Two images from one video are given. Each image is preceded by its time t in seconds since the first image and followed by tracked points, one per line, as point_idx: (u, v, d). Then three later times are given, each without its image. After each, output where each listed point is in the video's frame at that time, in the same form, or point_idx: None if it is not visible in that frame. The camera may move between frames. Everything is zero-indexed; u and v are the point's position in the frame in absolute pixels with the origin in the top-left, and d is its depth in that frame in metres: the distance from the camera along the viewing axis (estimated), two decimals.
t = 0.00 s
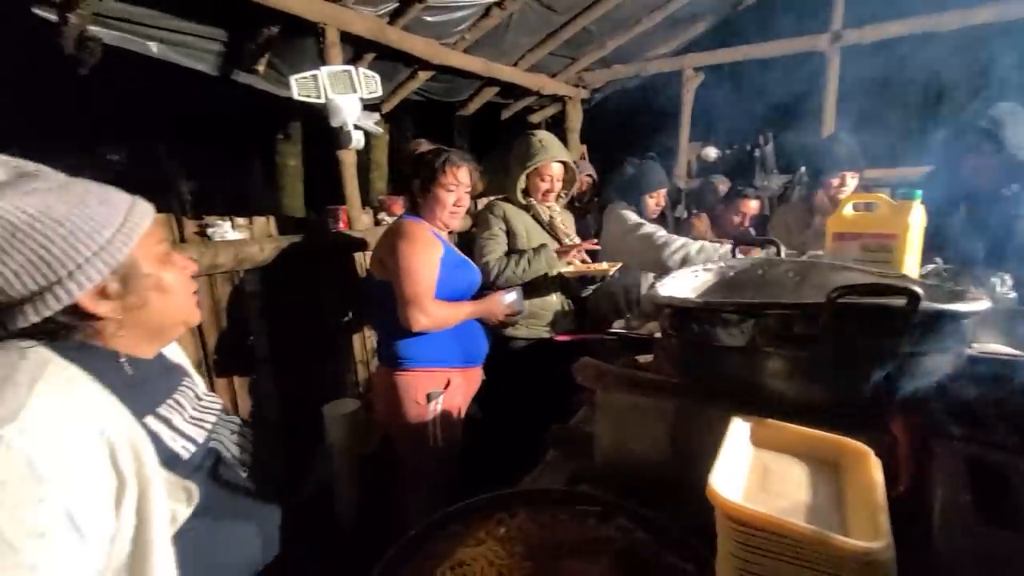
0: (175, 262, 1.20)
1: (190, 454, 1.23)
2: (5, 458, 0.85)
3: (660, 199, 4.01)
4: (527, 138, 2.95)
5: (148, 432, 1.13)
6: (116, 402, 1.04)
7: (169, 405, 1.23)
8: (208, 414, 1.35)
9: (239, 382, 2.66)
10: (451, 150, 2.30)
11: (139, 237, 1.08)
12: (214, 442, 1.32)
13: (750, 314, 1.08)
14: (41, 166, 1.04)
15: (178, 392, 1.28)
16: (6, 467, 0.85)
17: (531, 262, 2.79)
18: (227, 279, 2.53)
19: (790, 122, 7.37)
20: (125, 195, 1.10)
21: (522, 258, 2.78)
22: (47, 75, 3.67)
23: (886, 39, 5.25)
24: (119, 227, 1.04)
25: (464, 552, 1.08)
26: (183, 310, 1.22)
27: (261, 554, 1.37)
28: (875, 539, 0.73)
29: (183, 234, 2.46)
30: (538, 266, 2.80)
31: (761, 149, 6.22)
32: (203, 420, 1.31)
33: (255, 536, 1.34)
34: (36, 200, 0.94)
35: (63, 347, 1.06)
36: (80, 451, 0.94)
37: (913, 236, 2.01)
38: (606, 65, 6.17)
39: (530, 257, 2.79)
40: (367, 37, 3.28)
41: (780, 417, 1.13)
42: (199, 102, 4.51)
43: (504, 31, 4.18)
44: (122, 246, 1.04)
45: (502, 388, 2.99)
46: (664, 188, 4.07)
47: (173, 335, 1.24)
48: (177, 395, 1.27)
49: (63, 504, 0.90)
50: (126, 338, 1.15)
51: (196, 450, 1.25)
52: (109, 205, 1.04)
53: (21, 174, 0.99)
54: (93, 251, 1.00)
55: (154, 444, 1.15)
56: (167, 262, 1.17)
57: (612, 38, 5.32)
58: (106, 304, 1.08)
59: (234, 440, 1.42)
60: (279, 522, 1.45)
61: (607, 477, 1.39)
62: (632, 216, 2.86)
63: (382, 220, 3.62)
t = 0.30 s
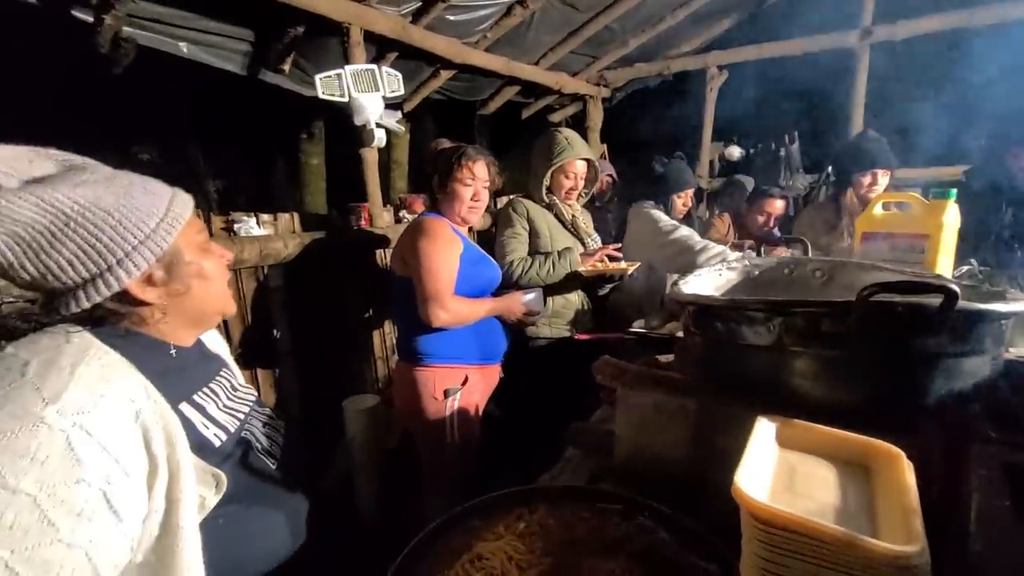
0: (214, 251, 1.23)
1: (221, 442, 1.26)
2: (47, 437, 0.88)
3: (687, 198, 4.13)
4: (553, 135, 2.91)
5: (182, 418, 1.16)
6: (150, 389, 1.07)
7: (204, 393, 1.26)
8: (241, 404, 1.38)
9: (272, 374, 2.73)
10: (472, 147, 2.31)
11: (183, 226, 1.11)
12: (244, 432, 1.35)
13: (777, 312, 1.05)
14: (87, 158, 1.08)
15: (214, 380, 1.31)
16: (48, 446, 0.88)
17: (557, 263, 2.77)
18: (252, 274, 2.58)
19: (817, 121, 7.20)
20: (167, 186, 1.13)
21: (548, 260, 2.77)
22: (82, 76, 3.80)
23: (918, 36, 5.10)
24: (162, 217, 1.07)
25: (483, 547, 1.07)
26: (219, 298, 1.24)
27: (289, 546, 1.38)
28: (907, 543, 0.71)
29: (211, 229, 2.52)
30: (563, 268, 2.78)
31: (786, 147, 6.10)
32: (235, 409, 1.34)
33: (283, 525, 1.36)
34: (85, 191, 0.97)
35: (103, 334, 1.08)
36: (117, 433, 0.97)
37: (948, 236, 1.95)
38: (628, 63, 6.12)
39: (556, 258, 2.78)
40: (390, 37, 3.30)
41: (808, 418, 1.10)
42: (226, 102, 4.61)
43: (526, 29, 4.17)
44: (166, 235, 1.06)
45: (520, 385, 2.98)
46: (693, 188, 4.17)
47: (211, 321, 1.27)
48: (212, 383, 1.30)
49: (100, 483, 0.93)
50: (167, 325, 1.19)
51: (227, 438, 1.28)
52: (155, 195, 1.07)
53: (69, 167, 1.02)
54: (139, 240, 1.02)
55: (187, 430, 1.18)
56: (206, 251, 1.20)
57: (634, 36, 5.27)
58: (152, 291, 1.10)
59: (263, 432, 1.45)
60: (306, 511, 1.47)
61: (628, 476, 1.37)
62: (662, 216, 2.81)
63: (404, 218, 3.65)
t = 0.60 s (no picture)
0: (237, 247, 1.24)
1: (240, 431, 1.27)
2: (73, 423, 0.90)
3: (699, 200, 4.12)
4: (569, 134, 2.93)
5: (201, 408, 1.18)
6: (172, 378, 1.09)
7: (224, 382, 1.27)
8: (258, 395, 1.40)
9: (284, 369, 2.77)
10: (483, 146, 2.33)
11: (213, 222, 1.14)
12: (262, 422, 1.37)
13: (789, 311, 1.05)
14: (122, 149, 1.09)
15: (233, 370, 1.33)
16: (74, 432, 0.90)
17: (572, 258, 2.79)
18: (264, 270, 2.60)
19: (829, 122, 7.13)
20: (197, 180, 1.14)
21: (563, 253, 2.78)
22: (98, 73, 3.84)
23: (934, 36, 5.03)
24: (194, 212, 1.09)
25: (491, 541, 1.08)
26: (239, 292, 1.26)
27: (304, 537, 1.40)
28: (919, 542, 0.71)
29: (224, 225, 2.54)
30: (578, 262, 2.80)
31: (798, 148, 6.05)
32: (252, 400, 1.36)
33: (298, 515, 1.38)
34: (124, 184, 0.99)
35: (128, 323, 1.10)
36: (141, 422, 0.99)
37: (961, 237, 1.94)
38: (638, 63, 6.11)
39: (571, 252, 2.79)
40: (402, 35, 3.32)
41: (819, 417, 1.10)
42: (239, 100, 4.65)
43: (537, 28, 4.17)
44: (198, 230, 1.09)
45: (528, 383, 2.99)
46: (705, 189, 4.15)
47: (230, 314, 1.28)
48: (231, 374, 1.31)
49: (124, 470, 0.94)
50: (190, 317, 1.20)
51: (246, 428, 1.30)
52: (188, 190, 1.09)
53: (107, 158, 1.03)
54: (173, 234, 1.05)
55: (207, 419, 1.19)
56: (231, 246, 1.22)
57: (645, 35, 5.26)
58: (181, 283, 1.12)
59: (281, 423, 1.46)
60: (320, 502, 1.49)
61: (635, 473, 1.38)
62: (668, 216, 2.87)
63: (413, 216, 3.67)
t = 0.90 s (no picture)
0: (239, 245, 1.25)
1: (236, 428, 1.28)
2: (70, 420, 0.91)
3: (703, 200, 4.12)
4: (578, 134, 2.93)
5: (200, 406, 1.19)
6: (170, 376, 1.10)
7: (221, 380, 1.28)
8: (256, 393, 1.42)
9: (287, 368, 2.79)
10: (483, 145, 2.35)
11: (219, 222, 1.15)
12: (259, 419, 1.38)
13: (790, 310, 1.06)
14: (130, 150, 1.11)
15: (232, 367, 1.35)
16: (71, 429, 0.91)
17: (585, 254, 2.78)
18: (268, 269, 2.62)
19: (833, 121, 7.11)
20: (201, 181, 1.16)
21: (577, 250, 2.79)
22: (104, 74, 3.87)
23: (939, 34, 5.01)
24: (200, 211, 1.10)
25: (493, 538, 1.08)
26: (241, 292, 1.27)
27: (304, 531, 1.41)
28: (916, 539, 0.71)
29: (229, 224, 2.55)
30: (591, 259, 2.78)
31: (802, 148, 6.03)
32: (250, 398, 1.37)
33: (297, 511, 1.39)
34: (131, 182, 1.01)
35: (127, 322, 1.11)
36: (136, 419, 1.00)
37: (966, 237, 1.93)
38: (642, 62, 6.10)
39: (585, 248, 2.79)
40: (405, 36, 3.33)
41: (819, 416, 1.10)
42: (243, 100, 4.67)
43: (540, 28, 4.18)
44: (205, 229, 1.10)
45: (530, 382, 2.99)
46: (709, 189, 4.16)
47: (231, 314, 1.28)
48: (229, 371, 1.33)
49: (120, 467, 0.96)
50: (192, 316, 1.21)
51: (243, 425, 1.31)
52: (193, 190, 1.11)
53: (115, 158, 1.05)
54: (180, 233, 1.06)
55: (204, 416, 1.20)
56: (234, 246, 1.23)
57: (649, 35, 5.25)
58: (185, 281, 1.13)
59: (279, 420, 1.48)
60: (320, 499, 1.50)
61: (636, 472, 1.38)
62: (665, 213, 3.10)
63: (417, 215, 3.68)
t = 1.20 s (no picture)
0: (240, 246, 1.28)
1: (246, 423, 1.32)
2: (91, 416, 0.95)
3: (706, 200, 4.15)
4: (589, 134, 2.95)
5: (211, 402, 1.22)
6: (182, 373, 1.13)
7: (229, 377, 1.31)
8: (262, 389, 1.45)
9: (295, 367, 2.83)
10: (477, 141, 2.32)
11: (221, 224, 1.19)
12: (267, 414, 1.41)
13: (790, 309, 1.08)
14: (132, 154, 1.14)
15: (237, 364, 1.38)
16: (91, 424, 0.94)
17: (592, 254, 2.84)
18: (276, 269, 2.66)
19: (838, 121, 7.09)
20: (203, 185, 1.19)
21: (583, 250, 2.83)
22: (114, 77, 3.93)
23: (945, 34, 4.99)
24: (203, 213, 1.14)
25: (499, 531, 1.11)
26: (242, 291, 1.31)
27: (312, 524, 1.44)
28: (912, 531, 0.73)
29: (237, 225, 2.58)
30: (596, 259, 2.84)
31: (807, 147, 6.02)
32: (257, 395, 1.40)
33: (305, 503, 1.42)
34: (137, 186, 1.04)
35: (139, 322, 1.13)
36: (154, 414, 1.03)
37: (969, 237, 1.93)
38: (646, 63, 6.12)
39: (591, 248, 2.85)
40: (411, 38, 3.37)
41: (820, 413, 1.13)
42: (250, 101, 4.72)
43: (544, 29, 4.20)
44: (208, 231, 1.13)
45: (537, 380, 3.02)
46: (712, 190, 4.18)
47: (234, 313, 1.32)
48: (236, 368, 1.36)
49: (139, 460, 0.99)
50: (198, 317, 1.24)
51: (252, 419, 1.34)
52: (196, 193, 1.14)
53: (119, 163, 1.08)
54: (184, 235, 1.09)
55: (215, 412, 1.23)
56: (236, 248, 1.26)
57: (653, 35, 5.27)
58: (189, 282, 1.16)
59: (285, 415, 1.51)
60: (327, 494, 1.52)
61: (640, 468, 1.41)
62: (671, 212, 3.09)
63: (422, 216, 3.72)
